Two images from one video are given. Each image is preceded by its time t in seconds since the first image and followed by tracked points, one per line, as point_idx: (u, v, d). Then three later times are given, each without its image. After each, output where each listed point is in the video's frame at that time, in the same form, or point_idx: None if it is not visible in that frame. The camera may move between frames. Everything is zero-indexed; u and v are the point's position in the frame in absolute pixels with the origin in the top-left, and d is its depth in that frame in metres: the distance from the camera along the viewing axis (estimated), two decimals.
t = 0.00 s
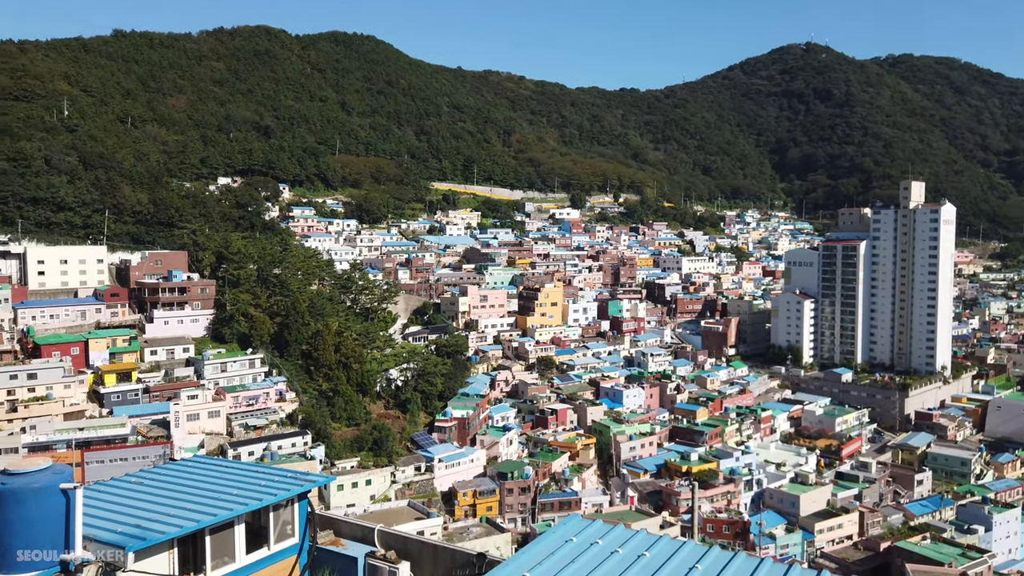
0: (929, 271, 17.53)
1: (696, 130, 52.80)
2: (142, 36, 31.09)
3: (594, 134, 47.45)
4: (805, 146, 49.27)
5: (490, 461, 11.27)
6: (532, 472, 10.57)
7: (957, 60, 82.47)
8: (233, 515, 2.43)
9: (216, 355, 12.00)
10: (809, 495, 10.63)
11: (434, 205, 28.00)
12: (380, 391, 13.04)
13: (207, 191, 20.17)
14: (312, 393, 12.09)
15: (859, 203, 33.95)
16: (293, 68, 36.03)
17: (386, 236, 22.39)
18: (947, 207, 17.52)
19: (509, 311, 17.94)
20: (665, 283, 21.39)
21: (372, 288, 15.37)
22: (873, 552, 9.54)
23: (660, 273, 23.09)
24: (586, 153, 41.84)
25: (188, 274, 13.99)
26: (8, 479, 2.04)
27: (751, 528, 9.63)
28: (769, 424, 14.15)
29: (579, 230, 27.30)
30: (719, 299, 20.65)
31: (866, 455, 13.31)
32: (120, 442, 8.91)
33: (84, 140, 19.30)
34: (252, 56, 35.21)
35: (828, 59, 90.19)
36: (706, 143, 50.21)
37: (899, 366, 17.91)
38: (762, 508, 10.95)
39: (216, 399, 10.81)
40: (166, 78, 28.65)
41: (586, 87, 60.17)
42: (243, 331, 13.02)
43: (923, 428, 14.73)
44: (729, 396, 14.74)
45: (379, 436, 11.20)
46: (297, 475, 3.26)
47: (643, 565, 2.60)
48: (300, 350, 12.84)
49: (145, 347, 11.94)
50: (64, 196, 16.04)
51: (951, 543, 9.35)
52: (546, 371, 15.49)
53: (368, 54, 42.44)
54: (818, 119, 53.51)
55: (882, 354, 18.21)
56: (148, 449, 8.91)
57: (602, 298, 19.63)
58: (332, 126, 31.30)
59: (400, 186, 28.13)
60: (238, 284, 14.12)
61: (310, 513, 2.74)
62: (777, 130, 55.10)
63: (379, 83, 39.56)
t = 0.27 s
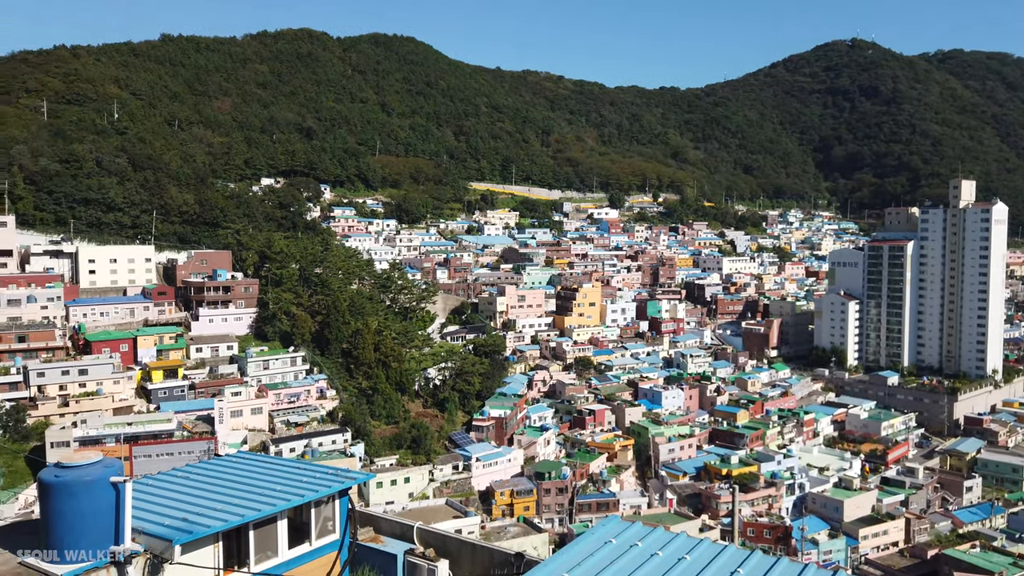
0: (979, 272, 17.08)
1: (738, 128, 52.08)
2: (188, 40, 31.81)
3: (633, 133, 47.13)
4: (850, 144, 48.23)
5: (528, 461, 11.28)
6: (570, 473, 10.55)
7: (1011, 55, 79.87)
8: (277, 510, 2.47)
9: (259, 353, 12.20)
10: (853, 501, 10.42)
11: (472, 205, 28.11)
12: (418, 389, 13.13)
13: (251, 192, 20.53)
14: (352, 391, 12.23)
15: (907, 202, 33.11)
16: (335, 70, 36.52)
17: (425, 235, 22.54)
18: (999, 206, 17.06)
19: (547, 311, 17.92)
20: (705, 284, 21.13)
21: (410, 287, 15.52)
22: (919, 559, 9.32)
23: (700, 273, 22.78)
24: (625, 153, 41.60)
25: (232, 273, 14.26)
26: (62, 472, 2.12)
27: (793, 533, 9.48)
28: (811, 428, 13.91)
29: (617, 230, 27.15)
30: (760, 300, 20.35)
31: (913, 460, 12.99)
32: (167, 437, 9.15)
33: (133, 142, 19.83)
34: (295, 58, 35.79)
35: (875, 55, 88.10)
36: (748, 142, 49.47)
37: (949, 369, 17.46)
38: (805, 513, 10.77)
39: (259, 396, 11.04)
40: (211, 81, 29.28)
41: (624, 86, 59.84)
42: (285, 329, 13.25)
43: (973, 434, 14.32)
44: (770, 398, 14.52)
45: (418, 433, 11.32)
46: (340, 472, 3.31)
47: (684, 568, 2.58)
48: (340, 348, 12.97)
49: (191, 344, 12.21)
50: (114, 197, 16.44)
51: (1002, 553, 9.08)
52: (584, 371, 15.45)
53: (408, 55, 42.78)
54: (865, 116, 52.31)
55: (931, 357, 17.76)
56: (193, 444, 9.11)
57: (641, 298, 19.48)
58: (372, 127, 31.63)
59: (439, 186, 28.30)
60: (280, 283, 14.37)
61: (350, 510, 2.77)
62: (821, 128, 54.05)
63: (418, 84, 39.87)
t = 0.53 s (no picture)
0: None
1: (785, 126, 51.15)
2: (238, 44, 32.53)
3: (677, 132, 46.65)
4: (902, 142, 46.95)
5: (569, 462, 11.26)
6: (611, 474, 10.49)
7: None
8: (322, 506, 2.51)
9: (305, 351, 12.40)
10: (904, 508, 10.16)
11: (515, 205, 28.14)
12: (460, 389, 13.21)
13: (298, 193, 20.86)
14: (395, 390, 12.35)
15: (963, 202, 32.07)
16: (380, 72, 36.96)
17: (468, 236, 22.65)
18: None
19: (589, 312, 17.85)
20: (751, 285, 20.78)
21: (453, 287, 15.63)
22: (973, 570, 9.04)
23: (746, 272, 22.40)
24: (668, 152, 41.21)
25: (279, 273, 14.52)
26: (118, 464, 2.19)
27: (841, 539, 9.28)
28: (860, 432, 13.59)
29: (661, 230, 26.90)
30: (808, 301, 19.95)
31: (968, 467, 12.58)
32: (216, 432, 9.37)
33: (185, 145, 20.37)
34: (341, 60, 36.33)
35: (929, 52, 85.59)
36: (795, 140, 48.53)
37: (1006, 374, 16.94)
38: (853, 520, 10.53)
39: (305, 394, 11.28)
40: (260, 84, 29.90)
41: (668, 86, 59.29)
42: (330, 328, 13.47)
43: None
44: (818, 402, 14.24)
45: (460, 432, 11.44)
46: (383, 470, 3.34)
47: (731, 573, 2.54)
48: (384, 347, 13.09)
49: (239, 341, 12.48)
50: (167, 197, 16.87)
51: None
52: (626, 372, 15.35)
53: (452, 56, 43.04)
54: (918, 114, 50.86)
55: (987, 362, 17.22)
56: (241, 439, 9.31)
57: (685, 299, 19.25)
58: (416, 128, 31.90)
59: (481, 187, 28.41)
60: (326, 282, 14.62)
61: (394, 507, 2.79)
62: (872, 126, 52.73)
63: (462, 85, 40.09)
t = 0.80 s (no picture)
0: None
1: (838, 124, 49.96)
2: (289, 47, 33.17)
3: (725, 131, 45.99)
4: (961, 140, 45.43)
5: (614, 463, 11.21)
6: (657, 477, 10.40)
7: None
8: (370, 502, 2.54)
9: (352, 350, 12.58)
10: (962, 516, 9.85)
11: (560, 205, 28.07)
12: (505, 388, 13.24)
13: (346, 194, 21.15)
14: (441, 388, 12.46)
15: None
16: (427, 74, 37.32)
17: (513, 235, 22.70)
18: None
19: (635, 312, 17.73)
20: (801, 286, 20.35)
21: (498, 286, 15.71)
22: None
23: (796, 273, 21.94)
24: (716, 151, 40.65)
25: (327, 272, 14.75)
26: (175, 458, 2.26)
27: (895, 547, 9.03)
28: (916, 438, 13.20)
29: (709, 230, 26.55)
30: (861, 303, 19.46)
31: None
32: (266, 428, 9.58)
33: (238, 146, 20.88)
34: (388, 62, 36.77)
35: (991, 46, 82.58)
36: (848, 138, 47.37)
37: None
38: (908, 528, 10.25)
39: (352, 391, 11.43)
40: (310, 87, 30.46)
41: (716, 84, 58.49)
42: (377, 327, 13.64)
43: None
44: (872, 406, 13.88)
45: (504, 432, 11.51)
46: (430, 468, 3.36)
47: None
48: (429, 346, 13.19)
49: (289, 339, 12.72)
50: (220, 198, 17.27)
51: None
52: (672, 374, 15.20)
53: (498, 56, 43.18)
54: (979, 110, 49.14)
55: None
56: (290, 436, 9.50)
57: (733, 300, 18.94)
58: (462, 129, 32.10)
59: (526, 187, 28.43)
60: (373, 282, 14.82)
61: (440, 505, 2.81)
62: (930, 123, 51.13)
63: (508, 85, 40.20)
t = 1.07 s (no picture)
0: None
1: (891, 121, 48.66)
2: (337, 50, 33.71)
3: (774, 128, 45.20)
4: None
5: (659, 465, 11.11)
6: (703, 480, 10.28)
7: None
8: (415, 500, 2.56)
9: (397, 349, 12.70)
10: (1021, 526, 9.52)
11: (605, 205, 27.94)
12: (548, 388, 13.19)
13: (392, 195, 21.37)
14: (485, 388, 12.54)
15: None
16: (472, 75, 37.58)
17: (557, 236, 22.68)
18: None
19: (681, 313, 17.46)
20: (853, 287, 19.88)
21: (542, 287, 15.73)
22: None
23: (848, 275, 21.47)
24: (765, 149, 39.96)
25: (372, 271, 14.93)
26: (226, 453, 2.31)
27: (950, 557, 8.76)
28: (974, 444, 12.78)
29: (757, 230, 26.12)
30: (915, 305, 18.94)
31: None
32: (314, 425, 9.76)
33: (287, 149, 21.31)
34: (434, 64, 37.11)
35: None
36: (903, 135, 46.08)
37: None
38: (964, 536, 9.94)
39: (397, 390, 11.55)
40: (357, 89, 30.94)
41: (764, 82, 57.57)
42: (422, 326, 13.76)
43: None
44: (927, 411, 13.49)
45: (548, 433, 11.50)
46: (475, 467, 3.38)
47: None
48: (473, 345, 13.27)
49: (336, 338, 12.93)
50: (271, 200, 17.64)
51: None
52: (719, 376, 15.01)
53: (542, 57, 43.22)
54: None
55: None
56: (337, 433, 9.65)
57: (782, 301, 18.58)
58: (507, 129, 32.20)
59: (571, 187, 28.38)
60: (417, 281, 14.95)
61: (485, 505, 2.83)
62: (989, 120, 49.47)
63: (553, 85, 40.21)
